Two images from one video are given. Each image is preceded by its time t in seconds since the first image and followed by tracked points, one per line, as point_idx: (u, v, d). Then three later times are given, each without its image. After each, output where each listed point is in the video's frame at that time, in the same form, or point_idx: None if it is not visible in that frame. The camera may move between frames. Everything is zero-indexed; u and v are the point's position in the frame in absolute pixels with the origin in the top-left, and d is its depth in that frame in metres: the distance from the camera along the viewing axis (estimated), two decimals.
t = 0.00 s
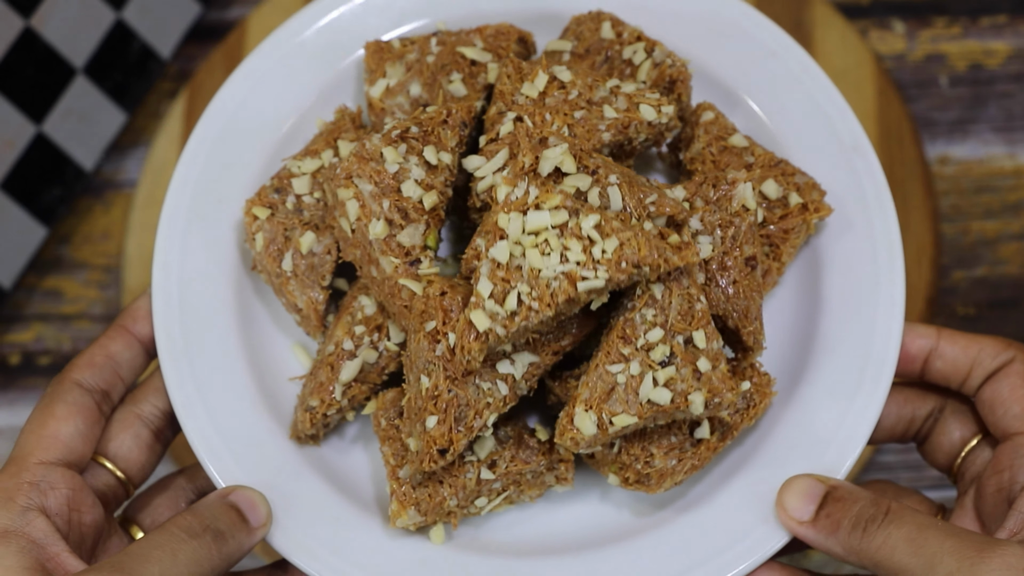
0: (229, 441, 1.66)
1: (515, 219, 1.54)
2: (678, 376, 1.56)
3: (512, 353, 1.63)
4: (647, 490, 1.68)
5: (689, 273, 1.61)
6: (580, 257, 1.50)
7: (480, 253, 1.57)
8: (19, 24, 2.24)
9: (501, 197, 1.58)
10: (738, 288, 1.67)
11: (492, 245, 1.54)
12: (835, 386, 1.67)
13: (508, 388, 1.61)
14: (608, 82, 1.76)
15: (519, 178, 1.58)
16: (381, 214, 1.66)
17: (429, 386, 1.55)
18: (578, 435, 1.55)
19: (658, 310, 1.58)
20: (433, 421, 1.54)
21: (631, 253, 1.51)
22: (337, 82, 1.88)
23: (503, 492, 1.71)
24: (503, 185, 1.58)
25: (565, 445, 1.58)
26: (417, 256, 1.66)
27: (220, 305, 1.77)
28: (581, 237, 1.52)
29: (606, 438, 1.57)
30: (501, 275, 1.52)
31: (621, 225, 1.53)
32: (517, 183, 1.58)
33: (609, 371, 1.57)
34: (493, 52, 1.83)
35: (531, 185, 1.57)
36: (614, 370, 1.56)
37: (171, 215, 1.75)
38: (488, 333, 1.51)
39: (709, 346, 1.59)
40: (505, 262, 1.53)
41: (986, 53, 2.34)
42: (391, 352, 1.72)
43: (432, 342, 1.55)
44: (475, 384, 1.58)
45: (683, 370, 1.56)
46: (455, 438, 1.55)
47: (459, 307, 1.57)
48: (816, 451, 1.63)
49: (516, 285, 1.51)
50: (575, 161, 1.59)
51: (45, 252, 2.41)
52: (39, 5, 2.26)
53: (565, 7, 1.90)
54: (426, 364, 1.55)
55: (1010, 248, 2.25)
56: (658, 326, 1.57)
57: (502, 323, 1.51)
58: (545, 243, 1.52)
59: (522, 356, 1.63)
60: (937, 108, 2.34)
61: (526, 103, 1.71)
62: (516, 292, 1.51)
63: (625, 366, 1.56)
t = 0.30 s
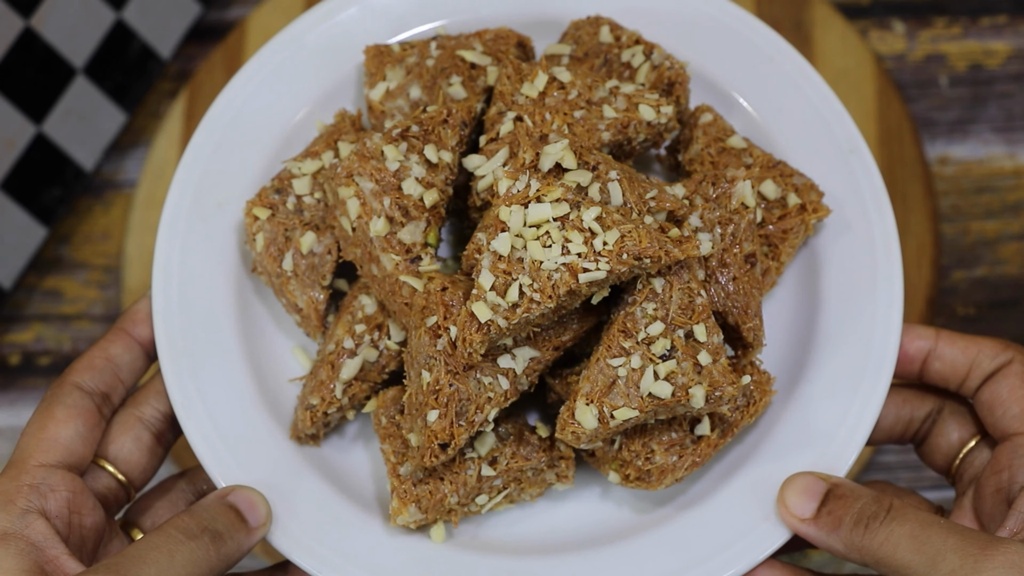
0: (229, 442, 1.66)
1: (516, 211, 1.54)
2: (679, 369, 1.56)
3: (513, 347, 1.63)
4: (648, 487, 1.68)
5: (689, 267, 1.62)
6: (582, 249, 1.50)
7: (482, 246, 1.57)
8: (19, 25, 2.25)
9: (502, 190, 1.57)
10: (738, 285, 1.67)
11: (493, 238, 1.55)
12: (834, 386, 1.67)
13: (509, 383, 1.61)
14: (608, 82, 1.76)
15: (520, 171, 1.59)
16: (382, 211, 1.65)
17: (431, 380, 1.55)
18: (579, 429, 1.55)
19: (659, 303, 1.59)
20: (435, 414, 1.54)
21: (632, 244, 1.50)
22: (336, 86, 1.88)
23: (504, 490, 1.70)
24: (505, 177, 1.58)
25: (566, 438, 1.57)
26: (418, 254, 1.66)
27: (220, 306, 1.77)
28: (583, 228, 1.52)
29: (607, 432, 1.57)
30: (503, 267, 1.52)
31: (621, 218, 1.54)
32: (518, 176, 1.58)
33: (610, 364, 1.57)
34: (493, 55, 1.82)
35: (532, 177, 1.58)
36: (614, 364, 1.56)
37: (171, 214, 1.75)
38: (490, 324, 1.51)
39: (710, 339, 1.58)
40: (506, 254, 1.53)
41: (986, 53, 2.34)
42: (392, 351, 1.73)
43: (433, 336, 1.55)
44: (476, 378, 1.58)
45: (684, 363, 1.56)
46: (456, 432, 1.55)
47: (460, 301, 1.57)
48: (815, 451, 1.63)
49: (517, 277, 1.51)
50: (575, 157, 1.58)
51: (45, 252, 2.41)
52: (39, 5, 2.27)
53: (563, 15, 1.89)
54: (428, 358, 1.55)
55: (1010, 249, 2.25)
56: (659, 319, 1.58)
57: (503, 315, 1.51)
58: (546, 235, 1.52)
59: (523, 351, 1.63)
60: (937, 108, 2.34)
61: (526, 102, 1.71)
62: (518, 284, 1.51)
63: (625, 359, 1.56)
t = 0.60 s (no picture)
0: (234, 441, 1.66)
1: (523, 213, 1.54)
2: (684, 372, 1.56)
3: (518, 349, 1.63)
4: (652, 487, 1.68)
5: (695, 270, 1.62)
6: (590, 252, 1.50)
7: (489, 248, 1.57)
8: (19, 24, 2.27)
9: (510, 192, 1.57)
10: (743, 286, 1.67)
11: (501, 240, 1.55)
12: (837, 386, 1.67)
13: (514, 384, 1.61)
14: (613, 82, 1.76)
15: (527, 173, 1.58)
16: (387, 211, 1.66)
17: (436, 381, 1.55)
18: (584, 430, 1.55)
19: (664, 306, 1.59)
20: (440, 414, 1.55)
21: (639, 248, 1.51)
22: (339, 82, 1.88)
23: (507, 489, 1.70)
24: (513, 180, 1.58)
25: (571, 439, 1.58)
26: (423, 253, 1.66)
27: (224, 305, 1.77)
28: (590, 231, 1.52)
29: (611, 433, 1.57)
30: (510, 269, 1.52)
31: (629, 220, 1.54)
32: (526, 178, 1.58)
33: (616, 365, 1.57)
34: (497, 52, 1.82)
35: (540, 180, 1.57)
36: (620, 365, 1.56)
37: (175, 212, 1.74)
38: (497, 326, 1.51)
39: (715, 342, 1.59)
40: (513, 256, 1.53)
41: (986, 53, 2.35)
42: (396, 349, 1.73)
43: (439, 337, 1.56)
44: (482, 379, 1.58)
45: (689, 365, 1.56)
46: (461, 433, 1.56)
47: (466, 302, 1.57)
48: (818, 450, 1.63)
49: (524, 279, 1.51)
50: (581, 158, 1.58)
51: (45, 251, 2.40)
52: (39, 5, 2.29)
53: (568, 9, 1.89)
54: (433, 359, 1.56)
55: (1010, 248, 2.25)
56: (665, 322, 1.58)
57: (510, 318, 1.51)
58: (553, 238, 1.52)
59: (528, 352, 1.63)
60: (937, 108, 2.34)
61: (531, 101, 1.71)
62: (525, 286, 1.51)
63: (630, 361, 1.56)
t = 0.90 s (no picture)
0: (237, 442, 1.67)
1: (521, 220, 1.53)
2: (682, 375, 1.56)
3: (517, 352, 1.63)
4: (650, 488, 1.68)
5: (692, 273, 1.61)
6: (587, 258, 1.50)
7: (487, 254, 1.57)
8: (19, 25, 2.26)
9: (507, 199, 1.57)
10: (740, 288, 1.67)
11: (498, 246, 1.54)
12: (835, 385, 1.68)
13: (513, 388, 1.61)
14: (611, 82, 1.75)
15: (525, 180, 1.58)
16: (386, 214, 1.66)
17: (435, 385, 1.55)
18: (583, 434, 1.56)
19: (662, 309, 1.58)
20: (439, 419, 1.55)
21: (637, 254, 1.51)
22: (338, 82, 1.88)
23: (507, 490, 1.70)
24: (511, 187, 1.58)
25: (570, 442, 1.58)
26: (422, 257, 1.67)
27: (225, 306, 1.77)
28: (588, 238, 1.51)
29: (610, 436, 1.58)
30: (507, 276, 1.52)
31: (626, 227, 1.54)
32: (523, 185, 1.58)
33: (614, 369, 1.57)
34: (495, 51, 1.83)
35: (537, 187, 1.57)
36: (618, 369, 1.56)
37: (176, 213, 1.75)
38: (495, 333, 1.51)
39: (713, 346, 1.58)
40: (511, 263, 1.52)
41: (986, 53, 2.35)
42: (396, 351, 1.73)
43: (438, 341, 1.56)
44: (480, 384, 1.58)
45: (687, 369, 1.56)
46: (460, 437, 1.56)
47: (464, 307, 1.57)
48: (815, 449, 1.64)
49: (522, 286, 1.51)
50: (579, 162, 1.59)
51: (46, 251, 2.40)
52: (39, 5, 2.28)
53: (566, 8, 1.89)
54: (432, 363, 1.56)
55: (1010, 249, 2.25)
56: (662, 325, 1.57)
57: (508, 324, 1.51)
58: (551, 244, 1.52)
59: (527, 355, 1.63)
60: (937, 108, 2.34)
61: (529, 103, 1.71)
62: (522, 293, 1.51)
63: (629, 365, 1.56)
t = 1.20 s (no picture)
0: (254, 424, 1.65)
1: (515, 215, 1.53)
2: (669, 359, 1.56)
3: (514, 339, 1.63)
4: (644, 465, 1.67)
5: (679, 263, 1.63)
6: (576, 252, 1.50)
7: (483, 247, 1.57)
8: (20, 24, 2.20)
9: (502, 195, 1.58)
10: (726, 274, 1.68)
11: (493, 241, 1.54)
12: (818, 362, 1.64)
13: (512, 373, 1.63)
14: (603, 77, 1.77)
15: (519, 177, 1.59)
16: (391, 209, 1.68)
17: (438, 371, 1.57)
18: (577, 416, 1.55)
19: (650, 298, 1.59)
20: (440, 404, 1.57)
21: (624, 247, 1.50)
22: (347, 76, 1.88)
23: (508, 467, 1.71)
24: (505, 185, 1.58)
25: (564, 425, 1.58)
26: (424, 248, 1.67)
27: (240, 290, 1.76)
28: (577, 233, 1.51)
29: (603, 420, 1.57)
30: (503, 269, 1.52)
31: (614, 221, 1.53)
32: (517, 182, 1.59)
33: (604, 355, 1.57)
34: (495, 45, 1.84)
35: (529, 184, 1.58)
36: (609, 355, 1.56)
37: (194, 201, 1.74)
38: (491, 324, 1.51)
39: (699, 331, 1.59)
40: (506, 257, 1.52)
41: (986, 53, 2.35)
42: (402, 336, 1.74)
43: (439, 329, 1.56)
44: (479, 369, 1.60)
45: (675, 353, 1.56)
46: (462, 420, 1.58)
47: (464, 297, 1.58)
48: (793, 428, 1.60)
49: (516, 278, 1.51)
50: (571, 158, 1.60)
51: (46, 251, 2.40)
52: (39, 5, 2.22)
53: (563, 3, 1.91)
54: (434, 350, 1.56)
55: (1010, 248, 2.24)
56: (651, 313, 1.58)
57: (504, 316, 1.50)
58: (543, 239, 1.51)
59: (524, 342, 1.64)
60: (937, 108, 2.34)
61: (525, 99, 1.73)
62: (516, 285, 1.50)
63: (619, 351, 1.56)
